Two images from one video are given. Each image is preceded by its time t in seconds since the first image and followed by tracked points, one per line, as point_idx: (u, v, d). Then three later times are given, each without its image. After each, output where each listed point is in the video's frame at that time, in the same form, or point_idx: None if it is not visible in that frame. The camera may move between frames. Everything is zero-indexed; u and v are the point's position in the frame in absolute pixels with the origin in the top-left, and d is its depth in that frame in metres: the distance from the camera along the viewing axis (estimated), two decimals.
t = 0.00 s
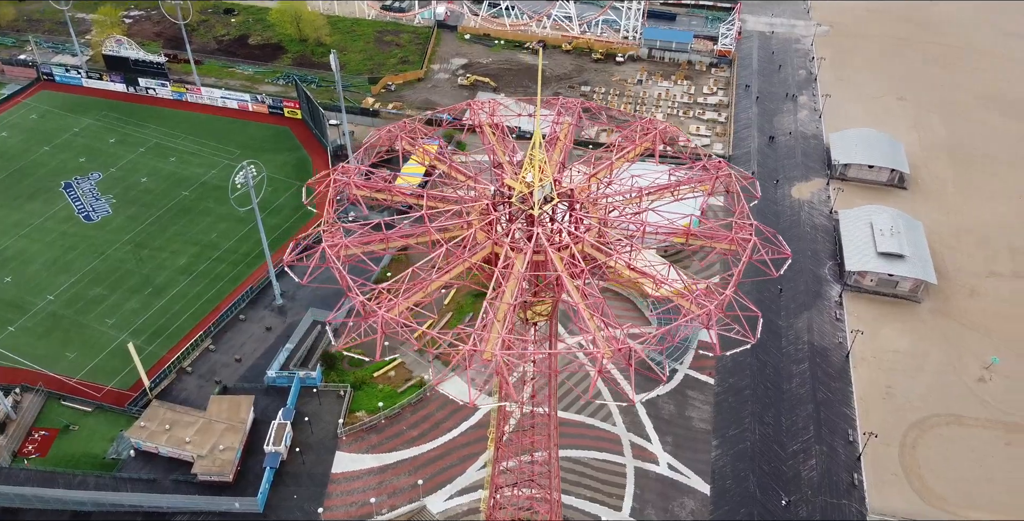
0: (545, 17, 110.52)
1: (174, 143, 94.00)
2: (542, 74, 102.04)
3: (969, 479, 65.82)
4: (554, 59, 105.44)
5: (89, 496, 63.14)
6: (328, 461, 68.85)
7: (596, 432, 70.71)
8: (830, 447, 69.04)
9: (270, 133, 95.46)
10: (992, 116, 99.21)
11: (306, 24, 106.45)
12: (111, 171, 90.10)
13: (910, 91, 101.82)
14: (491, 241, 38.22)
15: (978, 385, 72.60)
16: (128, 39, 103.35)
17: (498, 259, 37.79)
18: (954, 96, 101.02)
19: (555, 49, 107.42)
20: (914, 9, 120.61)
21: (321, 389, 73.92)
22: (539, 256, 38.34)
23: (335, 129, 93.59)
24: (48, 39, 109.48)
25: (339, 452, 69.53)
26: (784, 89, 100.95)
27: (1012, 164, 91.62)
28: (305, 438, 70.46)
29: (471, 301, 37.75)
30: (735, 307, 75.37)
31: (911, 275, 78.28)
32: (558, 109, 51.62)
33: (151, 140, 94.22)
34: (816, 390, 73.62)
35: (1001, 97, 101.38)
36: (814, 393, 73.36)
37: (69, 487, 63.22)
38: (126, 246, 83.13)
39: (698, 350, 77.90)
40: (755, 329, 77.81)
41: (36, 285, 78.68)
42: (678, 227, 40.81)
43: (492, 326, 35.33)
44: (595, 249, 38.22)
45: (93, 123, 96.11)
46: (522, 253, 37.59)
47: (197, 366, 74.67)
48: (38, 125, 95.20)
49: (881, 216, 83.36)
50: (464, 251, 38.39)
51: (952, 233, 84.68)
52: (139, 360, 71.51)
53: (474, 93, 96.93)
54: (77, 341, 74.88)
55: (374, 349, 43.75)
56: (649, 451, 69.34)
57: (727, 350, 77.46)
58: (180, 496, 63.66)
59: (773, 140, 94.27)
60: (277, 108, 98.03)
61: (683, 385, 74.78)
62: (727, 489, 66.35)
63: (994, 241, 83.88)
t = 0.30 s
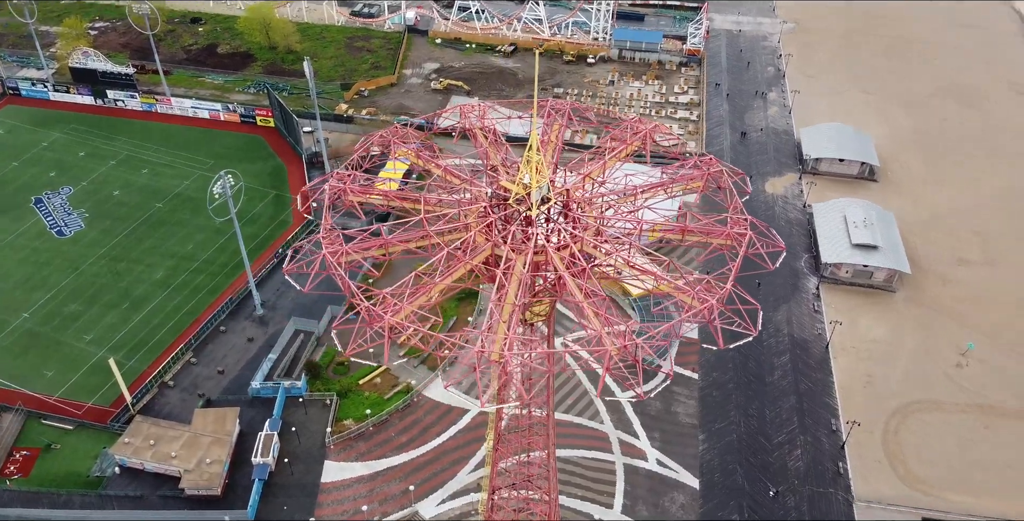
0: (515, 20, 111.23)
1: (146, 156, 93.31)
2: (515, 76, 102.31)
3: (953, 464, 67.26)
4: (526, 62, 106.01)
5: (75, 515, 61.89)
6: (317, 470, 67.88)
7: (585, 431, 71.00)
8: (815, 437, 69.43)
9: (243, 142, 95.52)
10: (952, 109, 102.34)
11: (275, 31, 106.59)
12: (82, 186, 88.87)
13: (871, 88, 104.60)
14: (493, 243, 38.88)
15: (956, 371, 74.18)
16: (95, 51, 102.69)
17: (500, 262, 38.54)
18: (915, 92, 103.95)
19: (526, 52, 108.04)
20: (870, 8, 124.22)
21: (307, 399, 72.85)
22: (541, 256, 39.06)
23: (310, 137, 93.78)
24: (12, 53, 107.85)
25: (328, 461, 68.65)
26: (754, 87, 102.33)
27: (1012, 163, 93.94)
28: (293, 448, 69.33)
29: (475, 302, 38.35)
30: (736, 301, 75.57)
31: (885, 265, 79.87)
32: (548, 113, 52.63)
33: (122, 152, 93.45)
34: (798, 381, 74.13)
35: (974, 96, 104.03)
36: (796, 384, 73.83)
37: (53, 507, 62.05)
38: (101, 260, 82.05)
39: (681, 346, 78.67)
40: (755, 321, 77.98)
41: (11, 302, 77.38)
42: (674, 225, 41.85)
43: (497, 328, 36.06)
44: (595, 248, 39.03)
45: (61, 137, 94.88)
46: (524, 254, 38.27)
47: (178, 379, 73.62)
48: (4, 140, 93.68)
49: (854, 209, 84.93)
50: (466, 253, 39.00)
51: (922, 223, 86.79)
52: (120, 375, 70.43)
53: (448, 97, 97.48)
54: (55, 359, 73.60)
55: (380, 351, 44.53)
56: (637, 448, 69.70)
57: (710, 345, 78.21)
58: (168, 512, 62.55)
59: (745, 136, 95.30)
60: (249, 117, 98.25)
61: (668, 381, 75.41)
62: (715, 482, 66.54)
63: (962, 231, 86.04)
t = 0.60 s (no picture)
0: (486, 23, 111.76)
1: (118, 168, 92.30)
2: (488, 80, 102.71)
3: (934, 450, 68.67)
4: (498, 65, 106.33)
5: None
6: (307, 480, 67.05)
7: (574, 430, 71.28)
8: (798, 428, 70.35)
9: (216, 151, 95.34)
10: (915, 103, 105.07)
11: (245, 39, 106.25)
12: (53, 200, 87.55)
13: (836, 83, 107.13)
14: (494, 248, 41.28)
15: (933, 358, 75.82)
16: (62, 64, 101.47)
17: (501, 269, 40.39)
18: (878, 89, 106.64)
19: (498, 55, 108.46)
20: (831, 7, 127.02)
21: (292, 409, 72.11)
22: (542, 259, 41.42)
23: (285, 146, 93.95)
24: None
25: (317, 470, 67.90)
26: (724, 85, 103.65)
27: (1000, 161, 95.64)
28: (281, 459, 68.42)
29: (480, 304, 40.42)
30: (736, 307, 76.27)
31: (860, 256, 81.31)
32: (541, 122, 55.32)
33: (93, 165, 92.38)
34: (780, 373, 75.02)
35: (933, 91, 106.99)
36: (778, 376, 74.74)
37: None
38: (76, 273, 80.85)
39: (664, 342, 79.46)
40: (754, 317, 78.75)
41: None
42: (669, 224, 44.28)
43: (505, 330, 37.98)
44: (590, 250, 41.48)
45: (29, 151, 93.52)
46: (525, 257, 40.64)
47: (160, 393, 72.49)
48: None
49: (827, 202, 86.38)
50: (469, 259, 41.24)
51: (893, 214, 88.81)
52: (101, 390, 69.17)
53: (421, 102, 98.12)
54: (34, 377, 72.18)
55: (386, 357, 46.07)
56: (625, 444, 70.13)
57: (691, 340, 79.08)
58: None
59: (717, 134, 96.38)
60: (221, 126, 98.30)
61: (653, 378, 76.06)
62: (703, 476, 67.02)
63: (930, 221, 88.22)
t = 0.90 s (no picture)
0: (455, 27, 112.73)
1: (87, 182, 91.01)
2: (460, 82, 103.58)
3: (915, 436, 69.98)
4: (469, 68, 107.18)
5: None
6: (295, 490, 66.12)
7: (562, 429, 71.63)
8: (782, 419, 71.23)
9: (187, 161, 94.81)
10: (878, 96, 107.83)
11: (212, 48, 106.25)
12: (22, 216, 85.95)
13: (800, 78, 109.63)
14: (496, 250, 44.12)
15: (909, 345, 77.50)
16: (27, 77, 100.15)
17: (505, 271, 43.41)
18: (840, 85, 109.29)
19: (469, 58, 109.33)
20: (791, 5, 129.95)
21: (278, 419, 71.24)
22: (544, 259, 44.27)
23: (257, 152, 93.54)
24: None
25: (306, 480, 66.99)
26: (693, 85, 104.32)
27: (961, 151, 98.45)
28: (269, 470, 67.40)
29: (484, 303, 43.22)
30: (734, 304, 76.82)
31: (835, 248, 82.79)
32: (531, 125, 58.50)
33: (62, 180, 90.96)
34: (761, 365, 75.93)
35: (892, 85, 110.02)
36: (759, 368, 75.61)
37: None
38: (50, 290, 79.42)
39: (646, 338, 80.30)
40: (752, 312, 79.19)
41: None
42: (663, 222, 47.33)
43: (511, 328, 40.67)
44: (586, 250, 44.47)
45: None
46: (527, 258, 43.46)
47: (142, 408, 71.23)
48: None
49: (799, 195, 87.81)
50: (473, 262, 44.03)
51: (863, 205, 90.82)
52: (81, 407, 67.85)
53: (394, 107, 99.11)
54: (11, 397, 70.62)
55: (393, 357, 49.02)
56: (613, 441, 70.56)
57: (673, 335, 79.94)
58: None
59: (689, 131, 96.81)
60: (192, 137, 97.91)
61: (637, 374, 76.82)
62: (691, 471, 67.46)
63: (899, 210, 90.34)
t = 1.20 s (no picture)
0: (424, 31, 113.16)
1: (56, 196, 89.56)
2: (432, 86, 104.07)
3: (896, 423, 71.27)
4: (441, 72, 107.62)
5: None
6: (283, 501, 65.28)
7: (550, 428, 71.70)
8: (765, 411, 72.13)
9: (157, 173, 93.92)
10: (842, 90, 110.04)
11: (179, 58, 105.36)
12: None
13: (765, 74, 111.57)
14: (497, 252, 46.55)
15: (884, 334, 79.03)
16: None
17: (508, 273, 45.34)
18: (804, 80, 111.31)
19: (439, 62, 109.69)
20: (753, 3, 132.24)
21: (263, 430, 70.39)
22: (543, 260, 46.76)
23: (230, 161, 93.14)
24: None
25: (294, 490, 66.17)
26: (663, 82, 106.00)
27: (924, 142, 100.79)
28: (256, 482, 66.47)
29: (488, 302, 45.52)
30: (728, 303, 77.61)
31: (809, 241, 84.07)
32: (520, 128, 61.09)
33: (30, 196, 89.37)
34: (742, 359, 76.80)
35: (855, 79, 112.41)
36: (740, 362, 76.48)
37: None
38: (23, 308, 77.99)
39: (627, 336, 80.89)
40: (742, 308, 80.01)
41: None
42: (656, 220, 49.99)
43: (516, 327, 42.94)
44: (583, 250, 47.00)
45: None
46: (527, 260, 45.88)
47: (123, 425, 69.95)
48: None
49: (772, 190, 89.16)
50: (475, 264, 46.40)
51: (833, 198, 92.47)
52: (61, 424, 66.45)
53: (365, 112, 99.45)
54: None
55: (396, 361, 50.58)
56: (600, 439, 70.55)
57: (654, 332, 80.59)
58: None
59: (660, 129, 98.06)
60: (162, 148, 97.04)
61: (621, 371, 77.34)
62: (679, 465, 67.79)
63: (868, 201, 92.18)
